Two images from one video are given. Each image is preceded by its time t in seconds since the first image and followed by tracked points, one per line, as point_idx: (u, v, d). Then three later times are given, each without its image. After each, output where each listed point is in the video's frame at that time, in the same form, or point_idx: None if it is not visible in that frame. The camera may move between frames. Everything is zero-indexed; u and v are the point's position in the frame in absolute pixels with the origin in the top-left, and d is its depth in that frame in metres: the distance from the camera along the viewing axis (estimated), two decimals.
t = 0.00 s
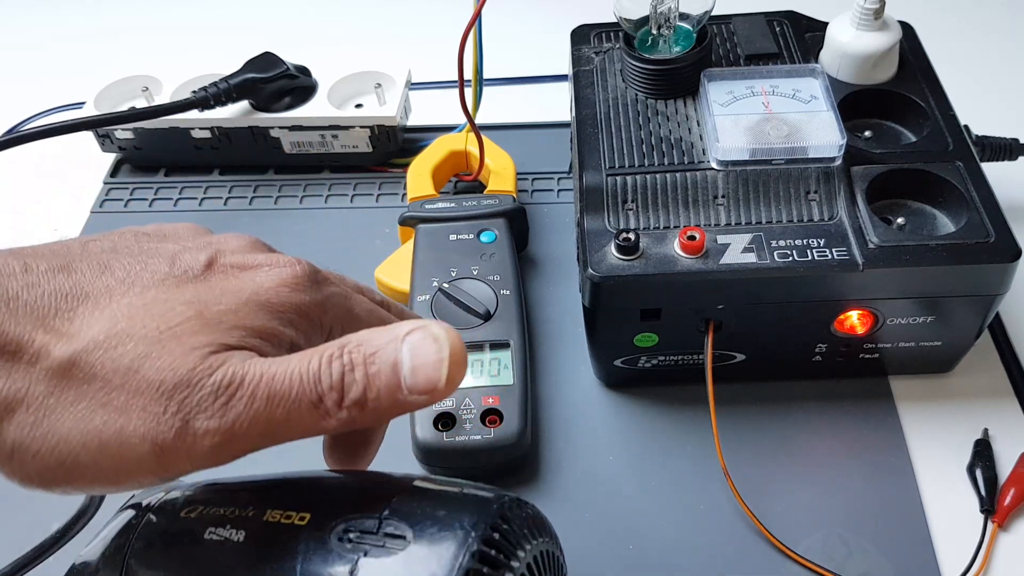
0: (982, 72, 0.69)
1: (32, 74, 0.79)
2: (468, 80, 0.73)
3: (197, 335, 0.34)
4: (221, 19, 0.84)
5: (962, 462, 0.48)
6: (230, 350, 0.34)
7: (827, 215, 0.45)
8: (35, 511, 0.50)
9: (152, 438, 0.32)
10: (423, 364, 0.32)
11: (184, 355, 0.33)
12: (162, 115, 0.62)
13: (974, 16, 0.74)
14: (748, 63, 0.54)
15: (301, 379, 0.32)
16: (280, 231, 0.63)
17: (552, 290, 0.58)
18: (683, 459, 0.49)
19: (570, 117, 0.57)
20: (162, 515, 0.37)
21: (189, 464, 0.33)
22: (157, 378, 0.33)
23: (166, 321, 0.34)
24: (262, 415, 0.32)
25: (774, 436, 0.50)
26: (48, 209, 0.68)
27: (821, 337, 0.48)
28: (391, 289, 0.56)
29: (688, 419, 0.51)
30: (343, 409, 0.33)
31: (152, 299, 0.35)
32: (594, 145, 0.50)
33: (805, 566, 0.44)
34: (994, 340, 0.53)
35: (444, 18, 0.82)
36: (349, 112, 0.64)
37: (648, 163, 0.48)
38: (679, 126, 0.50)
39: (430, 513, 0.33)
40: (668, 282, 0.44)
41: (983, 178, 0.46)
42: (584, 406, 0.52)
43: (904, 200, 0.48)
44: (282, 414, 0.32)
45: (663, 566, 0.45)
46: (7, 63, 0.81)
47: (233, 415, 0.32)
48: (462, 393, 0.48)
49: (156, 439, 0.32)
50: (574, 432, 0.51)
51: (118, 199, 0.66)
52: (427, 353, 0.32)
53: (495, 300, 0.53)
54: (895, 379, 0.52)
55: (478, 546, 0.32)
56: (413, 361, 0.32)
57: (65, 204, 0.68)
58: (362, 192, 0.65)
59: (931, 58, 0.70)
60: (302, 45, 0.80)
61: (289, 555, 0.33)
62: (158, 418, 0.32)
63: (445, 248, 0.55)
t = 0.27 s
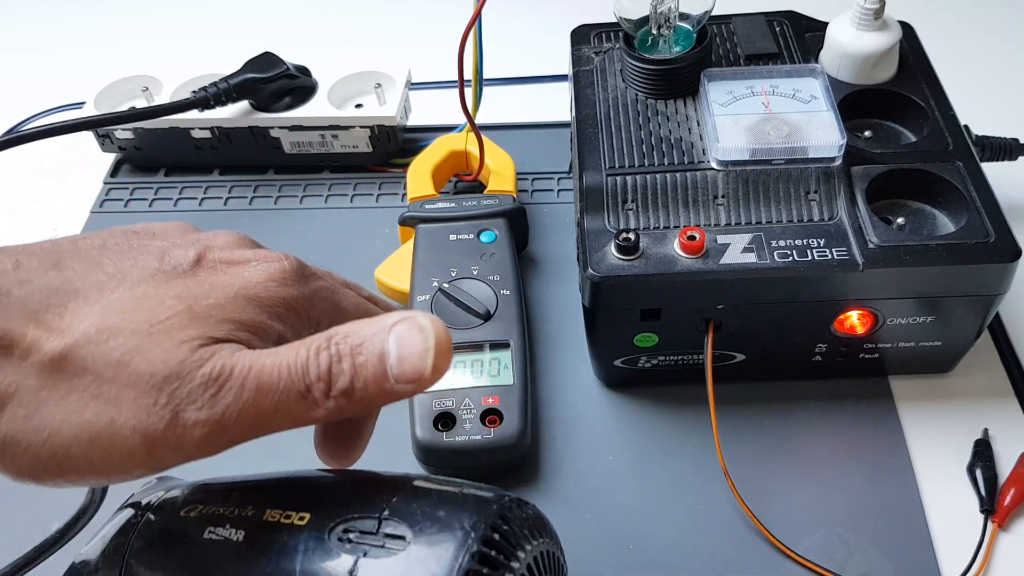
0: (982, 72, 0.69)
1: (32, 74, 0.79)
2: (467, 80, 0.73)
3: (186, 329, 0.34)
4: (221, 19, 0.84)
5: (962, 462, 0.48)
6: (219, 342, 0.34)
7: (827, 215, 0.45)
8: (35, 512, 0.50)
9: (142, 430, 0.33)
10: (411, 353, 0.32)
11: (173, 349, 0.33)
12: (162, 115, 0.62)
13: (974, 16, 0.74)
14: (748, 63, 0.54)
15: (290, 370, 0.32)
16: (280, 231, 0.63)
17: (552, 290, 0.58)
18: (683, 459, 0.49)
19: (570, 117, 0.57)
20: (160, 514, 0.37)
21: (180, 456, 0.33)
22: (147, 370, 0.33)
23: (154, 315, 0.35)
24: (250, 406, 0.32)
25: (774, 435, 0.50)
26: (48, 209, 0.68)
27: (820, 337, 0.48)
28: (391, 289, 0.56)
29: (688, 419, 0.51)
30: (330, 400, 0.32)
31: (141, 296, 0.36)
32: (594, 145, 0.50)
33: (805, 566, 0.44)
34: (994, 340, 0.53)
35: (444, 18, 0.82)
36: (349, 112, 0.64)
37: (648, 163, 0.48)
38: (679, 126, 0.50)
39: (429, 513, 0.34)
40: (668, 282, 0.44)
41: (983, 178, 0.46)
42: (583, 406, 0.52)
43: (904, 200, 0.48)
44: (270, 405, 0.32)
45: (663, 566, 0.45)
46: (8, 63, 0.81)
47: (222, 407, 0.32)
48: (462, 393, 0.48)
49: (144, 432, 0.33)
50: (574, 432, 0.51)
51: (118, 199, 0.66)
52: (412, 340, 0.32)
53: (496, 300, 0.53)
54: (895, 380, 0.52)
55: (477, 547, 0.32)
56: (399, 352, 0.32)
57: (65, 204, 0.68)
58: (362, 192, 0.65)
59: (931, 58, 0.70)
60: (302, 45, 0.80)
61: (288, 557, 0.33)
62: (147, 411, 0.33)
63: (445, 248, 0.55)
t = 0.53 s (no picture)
0: (982, 72, 0.69)
1: (32, 74, 0.79)
2: (468, 80, 0.73)
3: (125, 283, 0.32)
4: (221, 19, 0.84)
5: (962, 462, 0.48)
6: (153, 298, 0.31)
7: (827, 215, 0.45)
8: (35, 512, 0.50)
9: (77, 398, 0.31)
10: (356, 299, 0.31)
11: (104, 309, 0.31)
12: (162, 115, 0.62)
13: (973, 16, 0.74)
14: (748, 63, 0.54)
15: (234, 323, 0.31)
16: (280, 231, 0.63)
17: (552, 290, 0.58)
18: (683, 459, 0.49)
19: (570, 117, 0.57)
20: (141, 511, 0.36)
21: (122, 420, 0.32)
22: (80, 332, 0.31)
23: (83, 275, 0.32)
24: (193, 365, 0.31)
25: (774, 435, 0.50)
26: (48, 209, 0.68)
27: (821, 337, 0.48)
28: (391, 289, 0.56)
29: (688, 419, 0.51)
30: (279, 351, 0.32)
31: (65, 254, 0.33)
32: (594, 145, 0.50)
33: (805, 566, 0.44)
34: (994, 340, 0.53)
35: (444, 18, 0.82)
36: (349, 112, 0.64)
37: (648, 163, 0.48)
38: (679, 126, 0.50)
39: (407, 502, 0.33)
40: (668, 282, 0.44)
41: (983, 178, 0.46)
42: (583, 406, 0.52)
43: (904, 200, 0.48)
44: (214, 361, 0.31)
45: (663, 565, 0.45)
46: (7, 63, 0.81)
47: (161, 368, 0.30)
48: (462, 393, 0.48)
49: (81, 400, 0.31)
50: (574, 432, 0.51)
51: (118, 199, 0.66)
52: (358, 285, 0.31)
53: (496, 300, 0.53)
54: (895, 379, 0.52)
55: (455, 536, 0.32)
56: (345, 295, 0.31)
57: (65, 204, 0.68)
58: (362, 192, 0.65)
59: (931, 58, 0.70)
60: (302, 45, 0.80)
61: (267, 548, 0.33)
62: (79, 378, 0.30)
63: (445, 248, 0.55)
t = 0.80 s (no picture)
0: (982, 72, 0.69)
1: (33, 74, 0.79)
2: (468, 80, 0.73)
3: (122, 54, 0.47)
4: (221, 19, 0.83)
5: (962, 462, 0.48)
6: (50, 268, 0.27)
7: (827, 215, 0.45)
8: (35, 512, 0.50)
9: None
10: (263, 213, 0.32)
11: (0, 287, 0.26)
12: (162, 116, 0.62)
13: (973, 16, 0.74)
14: (748, 63, 0.54)
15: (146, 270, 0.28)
16: (281, 231, 0.63)
17: (552, 290, 0.58)
18: (683, 459, 0.49)
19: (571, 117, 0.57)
20: None
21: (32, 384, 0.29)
22: None
23: None
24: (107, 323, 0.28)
25: (774, 435, 0.50)
26: (48, 209, 0.68)
27: (821, 337, 0.48)
28: (391, 289, 0.56)
29: (688, 418, 0.51)
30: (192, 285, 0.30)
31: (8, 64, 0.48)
32: (594, 145, 0.50)
33: (804, 566, 0.44)
34: (994, 340, 0.53)
35: (444, 18, 0.82)
36: (349, 112, 0.64)
37: (648, 163, 0.48)
38: (679, 126, 0.50)
39: (377, 507, 0.28)
40: (668, 282, 0.44)
41: (983, 178, 0.46)
42: (583, 406, 0.52)
43: (904, 200, 0.48)
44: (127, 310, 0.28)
45: (663, 565, 0.45)
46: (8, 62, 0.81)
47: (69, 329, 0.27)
48: (462, 393, 0.48)
49: None
50: (573, 432, 0.51)
51: (118, 199, 0.67)
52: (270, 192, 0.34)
53: (496, 300, 0.53)
54: (895, 379, 0.52)
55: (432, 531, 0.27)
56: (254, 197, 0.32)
57: (65, 203, 0.68)
58: (362, 192, 0.65)
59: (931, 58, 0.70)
60: (302, 45, 0.80)
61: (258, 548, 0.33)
62: None
63: (445, 248, 0.55)
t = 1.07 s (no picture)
0: (982, 71, 0.69)
1: (33, 74, 0.79)
2: (468, 80, 0.73)
3: (103, 8, 0.53)
4: (221, 19, 0.83)
5: (962, 462, 0.48)
6: None
7: (827, 215, 0.45)
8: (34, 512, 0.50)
9: None
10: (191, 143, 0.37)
11: None
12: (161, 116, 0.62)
13: (972, 16, 0.74)
14: (748, 63, 0.54)
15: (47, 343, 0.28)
16: (281, 231, 0.63)
17: (552, 290, 0.58)
18: (683, 459, 0.49)
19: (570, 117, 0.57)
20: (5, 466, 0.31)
21: None
22: None
23: None
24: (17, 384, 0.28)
25: (773, 435, 0.50)
26: (48, 208, 0.68)
27: (821, 337, 0.48)
28: (391, 289, 0.56)
29: (688, 419, 0.51)
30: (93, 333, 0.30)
31: None
32: (594, 145, 0.50)
33: (804, 566, 0.44)
34: (994, 340, 0.53)
35: (444, 18, 0.82)
36: (349, 112, 0.64)
37: (648, 163, 0.48)
38: (679, 126, 0.50)
39: (231, 363, 0.27)
40: (668, 282, 0.44)
41: (983, 178, 0.46)
42: (583, 406, 0.52)
43: (904, 200, 0.48)
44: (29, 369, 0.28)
45: (663, 565, 0.45)
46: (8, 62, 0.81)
47: None
48: (462, 393, 0.48)
49: None
50: (573, 432, 0.51)
51: (118, 199, 0.67)
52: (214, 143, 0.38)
53: (496, 300, 0.53)
54: (895, 379, 0.52)
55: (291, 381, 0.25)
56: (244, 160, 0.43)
57: (65, 203, 0.68)
58: (362, 192, 0.65)
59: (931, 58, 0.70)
60: (302, 45, 0.80)
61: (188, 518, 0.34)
62: None
63: (445, 248, 0.55)
